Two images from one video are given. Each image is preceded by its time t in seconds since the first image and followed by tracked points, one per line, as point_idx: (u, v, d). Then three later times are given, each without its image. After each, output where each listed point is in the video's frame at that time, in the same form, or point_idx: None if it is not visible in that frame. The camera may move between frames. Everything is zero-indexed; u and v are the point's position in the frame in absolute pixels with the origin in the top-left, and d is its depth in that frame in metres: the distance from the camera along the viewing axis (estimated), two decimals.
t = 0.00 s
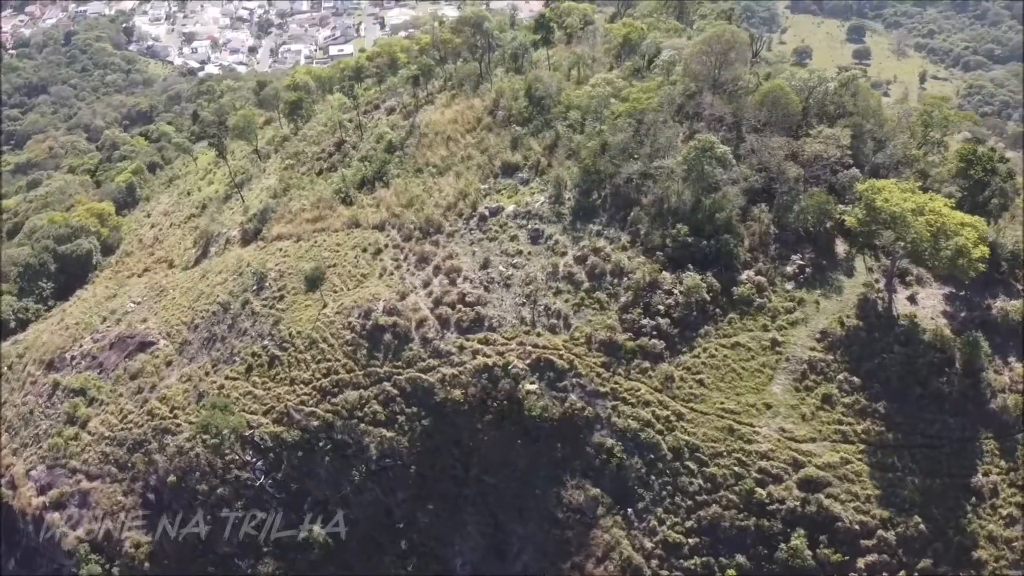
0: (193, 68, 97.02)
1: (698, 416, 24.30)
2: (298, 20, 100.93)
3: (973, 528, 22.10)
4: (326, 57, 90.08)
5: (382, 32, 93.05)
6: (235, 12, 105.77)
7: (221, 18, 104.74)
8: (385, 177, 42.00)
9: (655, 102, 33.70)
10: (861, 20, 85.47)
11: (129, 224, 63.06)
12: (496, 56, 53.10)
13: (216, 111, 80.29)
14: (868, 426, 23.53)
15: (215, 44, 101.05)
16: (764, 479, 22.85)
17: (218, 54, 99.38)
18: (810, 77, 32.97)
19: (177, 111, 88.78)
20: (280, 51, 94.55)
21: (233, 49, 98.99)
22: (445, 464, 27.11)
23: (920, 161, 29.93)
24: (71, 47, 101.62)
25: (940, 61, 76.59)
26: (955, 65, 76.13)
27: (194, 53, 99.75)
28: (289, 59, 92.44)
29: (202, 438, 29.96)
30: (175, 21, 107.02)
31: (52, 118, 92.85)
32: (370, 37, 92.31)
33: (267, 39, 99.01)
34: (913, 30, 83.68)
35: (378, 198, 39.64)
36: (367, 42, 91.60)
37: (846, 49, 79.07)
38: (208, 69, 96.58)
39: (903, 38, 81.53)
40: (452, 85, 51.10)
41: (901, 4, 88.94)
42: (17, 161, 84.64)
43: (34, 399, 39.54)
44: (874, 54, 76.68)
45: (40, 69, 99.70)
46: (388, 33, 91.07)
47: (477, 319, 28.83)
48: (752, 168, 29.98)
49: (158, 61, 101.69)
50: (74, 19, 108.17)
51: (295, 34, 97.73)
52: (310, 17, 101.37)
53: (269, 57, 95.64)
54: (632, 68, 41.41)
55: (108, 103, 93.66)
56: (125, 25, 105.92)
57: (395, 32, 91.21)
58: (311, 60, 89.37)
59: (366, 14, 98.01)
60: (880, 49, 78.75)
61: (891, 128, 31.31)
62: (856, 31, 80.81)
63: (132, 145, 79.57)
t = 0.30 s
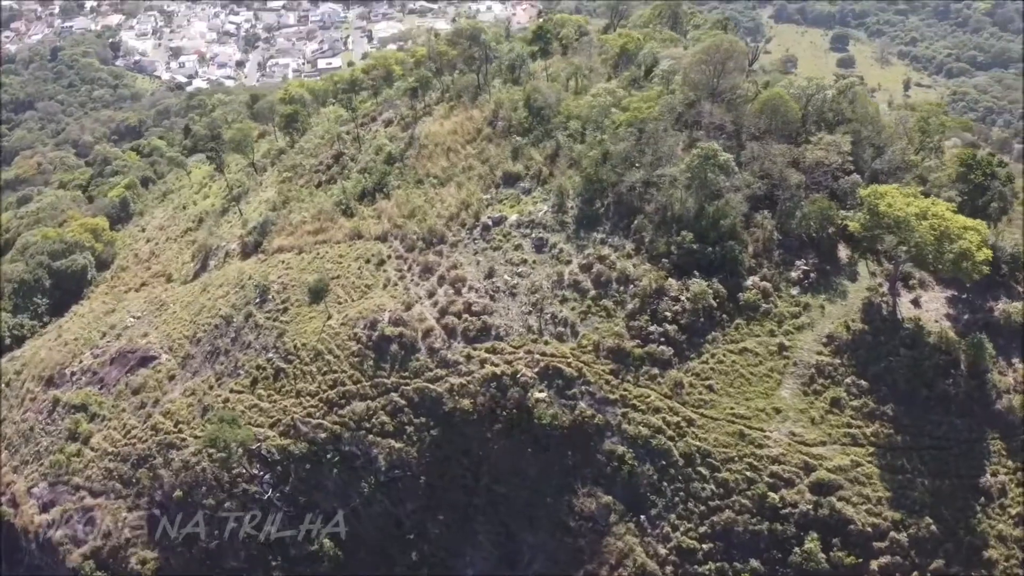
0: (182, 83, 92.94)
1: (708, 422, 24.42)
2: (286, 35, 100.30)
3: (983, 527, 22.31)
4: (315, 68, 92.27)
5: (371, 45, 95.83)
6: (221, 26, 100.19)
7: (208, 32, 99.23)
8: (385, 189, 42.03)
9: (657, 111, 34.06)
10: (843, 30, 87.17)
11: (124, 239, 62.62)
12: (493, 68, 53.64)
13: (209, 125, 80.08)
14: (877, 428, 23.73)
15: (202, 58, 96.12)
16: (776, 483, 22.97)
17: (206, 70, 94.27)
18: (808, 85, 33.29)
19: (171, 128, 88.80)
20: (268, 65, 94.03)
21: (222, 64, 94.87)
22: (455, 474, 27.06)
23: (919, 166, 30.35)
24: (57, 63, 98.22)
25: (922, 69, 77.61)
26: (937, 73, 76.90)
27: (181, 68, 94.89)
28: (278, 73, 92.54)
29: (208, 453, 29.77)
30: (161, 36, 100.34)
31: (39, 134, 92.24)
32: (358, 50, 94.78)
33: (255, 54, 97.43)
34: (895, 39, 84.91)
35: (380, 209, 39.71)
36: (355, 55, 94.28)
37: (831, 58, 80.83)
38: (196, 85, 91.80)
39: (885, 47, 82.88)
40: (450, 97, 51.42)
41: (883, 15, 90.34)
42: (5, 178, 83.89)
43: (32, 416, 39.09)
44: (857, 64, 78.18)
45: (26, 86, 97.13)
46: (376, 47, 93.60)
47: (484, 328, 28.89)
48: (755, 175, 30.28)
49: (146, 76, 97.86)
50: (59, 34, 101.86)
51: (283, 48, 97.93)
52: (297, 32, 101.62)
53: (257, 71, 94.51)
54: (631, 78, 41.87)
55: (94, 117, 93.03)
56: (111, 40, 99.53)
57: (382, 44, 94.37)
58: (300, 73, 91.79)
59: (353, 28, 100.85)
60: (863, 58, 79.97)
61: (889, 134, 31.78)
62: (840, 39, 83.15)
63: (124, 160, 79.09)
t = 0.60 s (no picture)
0: (170, 98, 95.69)
1: (719, 428, 24.54)
2: (273, 49, 105.21)
3: (992, 528, 22.51)
4: (303, 83, 94.78)
5: (359, 58, 99.37)
6: (209, 42, 106.84)
7: (195, 48, 105.58)
8: (386, 201, 42.07)
9: (657, 120, 34.51)
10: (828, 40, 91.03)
11: (118, 254, 62.39)
12: (490, 80, 54.28)
13: (202, 140, 80.21)
14: (886, 431, 23.95)
15: (189, 73, 100.73)
16: (788, 488, 23.08)
17: (194, 84, 98.93)
18: (807, 92, 33.78)
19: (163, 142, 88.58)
20: (254, 80, 97.19)
21: (209, 78, 99.35)
22: (465, 484, 27.01)
23: (917, 172, 30.78)
24: (46, 80, 100.28)
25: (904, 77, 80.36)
26: (920, 82, 79.36)
27: (169, 82, 98.32)
28: (267, 87, 95.65)
29: (215, 468, 29.58)
30: (149, 51, 104.87)
31: (28, 151, 92.16)
32: (346, 64, 98.68)
33: (241, 68, 101.42)
34: (879, 47, 88.72)
35: (381, 221, 39.78)
36: (343, 69, 97.90)
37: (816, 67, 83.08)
38: (184, 99, 95.47)
39: (869, 56, 86.25)
40: (448, 109, 51.89)
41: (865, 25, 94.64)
42: None
43: (32, 433, 38.68)
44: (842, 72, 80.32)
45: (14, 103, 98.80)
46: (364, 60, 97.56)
47: (491, 338, 28.93)
48: (757, 183, 30.59)
49: (133, 91, 100.16)
50: (46, 51, 105.77)
51: (270, 62, 101.87)
52: (284, 45, 106.30)
53: (245, 85, 98.16)
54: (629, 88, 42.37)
55: (83, 134, 92.57)
56: (98, 56, 102.92)
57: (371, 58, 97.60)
58: (288, 87, 94.77)
59: (341, 43, 105.28)
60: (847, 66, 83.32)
61: (886, 141, 32.29)
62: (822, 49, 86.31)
63: (115, 175, 78.69)
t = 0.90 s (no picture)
0: (156, 114, 97.98)
1: (730, 435, 24.67)
2: (258, 65, 108.31)
3: (1003, 529, 22.73)
4: (290, 97, 97.07)
5: (345, 74, 102.91)
6: (193, 59, 109.26)
7: (180, 64, 107.31)
8: (387, 214, 42.16)
9: (658, 131, 35.01)
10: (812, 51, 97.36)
11: (113, 272, 62.01)
12: (486, 93, 54.94)
13: (194, 156, 80.10)
14: (895, 436, 24.15)
15: (175, 90, 102.59)
16: (801, 493, 23.22)
17: (179, 101, 101.08)
18: (805, 103, 34.49)
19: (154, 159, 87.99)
20: (241, 95, 99.93)
21: (194, 94, 101.07)
22: (476, 496, 26.99)
23: (916, 179, 31.30)
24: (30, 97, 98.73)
25: (885, 87, 85.08)
26: (904, 90, 83.00)
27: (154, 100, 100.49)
28: (253, 103, 97.86)
29: (223, 485, 29.38)
30: (134, 68, 107.39)
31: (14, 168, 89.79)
32: (331, 79, 102.17)
33: (226, 85, 104.06)
34: (860, 58, 94.16)
35: (383, 234, 39.83)
36: (330, 85, 101.29)
37: (799, 77, 86.55)
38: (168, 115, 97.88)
39: (852, 66, 91.98)
40: (447, 122, 52.45)
41: (846, 35, 101.65)
42: None
43: (32, 453, 38.22)
44: (823, 83, 85.50)
45: None
46: (350, 76, 101.81)
47: (499, 349, 29.00)
48: (759, 191, 30.97)
49: (119, 108, 100.13)
50: (30, 69, 104.73)
51: (255, 78, 104.32)
52: (269, 61, 109.75)
53: (231, 101, 99.96)
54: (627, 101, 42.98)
55: (69, 152, 90.90)
56: (83, 74, 103.64)
57: (358, 74, 101.40)
58: (274, 103, 97.02)
59: (326, 57, 109.95)
60: (831, 77, 89.07)
61: (884, 149, 32.85)
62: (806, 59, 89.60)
63: (106, 193, 78.10)
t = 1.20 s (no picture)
0: (143, 130, 97.84)
1: (739, 442, 24.79)
2: (246, 80, 108.82)
3: (1011, 530, 22.95)
4: (278, 112, 97.44)
5: (333, 88, 104.79)
6: (180, 74, 110.27)
7: (167, 80, 108.19)
8: (387, 226, 42.20)
9: (659, 140, 35.54)
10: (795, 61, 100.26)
11: (107, 288, 61.52)
12: (484, 104, 55.45)
13: (186, 171, 79.96)
14: (903, 439, 24.36)
15: (162, 105, 103.22)
16: (812, 498, 23.35)
17: (166, 117, 101.04)
18: (803, 112, 35.25)
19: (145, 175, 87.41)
20: (228, 110, 100.02)
21: (181, 110, 101.30)
22: (486, 507, 26.95)
23: (914, 186, 31.79)
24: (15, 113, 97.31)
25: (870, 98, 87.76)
26: (888, 99, 85.62)
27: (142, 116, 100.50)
28: (241, 118, 97.95)
29: (229, 499, 29.16)
30: (120, 84, 107.32)
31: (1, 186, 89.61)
32: (320, 93, 103.79)
33: (214, 99, 104.57)
34: (843, 68, 97.89)
35: (384, 246, 39.84)
36: (317, 98, 102.75)
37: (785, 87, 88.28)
38: (156, 130, 97.70)
39: (835, 74, 95.37)
40: (447, 134, 53.05)
41: (829, 46, 105.51)
42: None
43: (31, 472, 37.75)
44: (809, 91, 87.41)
45: None
46: (338, 90, 103.50)
47: (505, 359, 29.08)
48: (761, 199, 31.33)
49: (105, 124, 99.91)
50: (16, 85, 104.48)
51: (242, 93, 104.67)
52: (256, 76, 110.17)
53: (218, 116, 100.18)
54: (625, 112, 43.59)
55: (55, 168, 90.39)
56: (70, 90, 103.58)
57: (345, 87, 104.15)
58: (262, 117, 97.03)
59: (314, 72, 111.51)
60: (815, 87, 91.29)
61: (882, 157, 33.36)
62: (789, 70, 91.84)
63: (97, 209, 77.39)
